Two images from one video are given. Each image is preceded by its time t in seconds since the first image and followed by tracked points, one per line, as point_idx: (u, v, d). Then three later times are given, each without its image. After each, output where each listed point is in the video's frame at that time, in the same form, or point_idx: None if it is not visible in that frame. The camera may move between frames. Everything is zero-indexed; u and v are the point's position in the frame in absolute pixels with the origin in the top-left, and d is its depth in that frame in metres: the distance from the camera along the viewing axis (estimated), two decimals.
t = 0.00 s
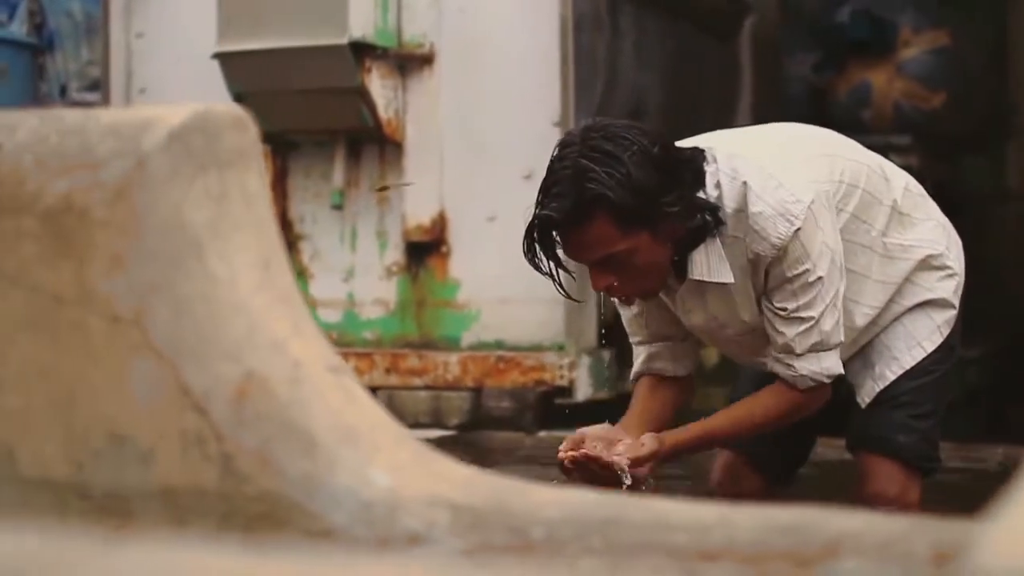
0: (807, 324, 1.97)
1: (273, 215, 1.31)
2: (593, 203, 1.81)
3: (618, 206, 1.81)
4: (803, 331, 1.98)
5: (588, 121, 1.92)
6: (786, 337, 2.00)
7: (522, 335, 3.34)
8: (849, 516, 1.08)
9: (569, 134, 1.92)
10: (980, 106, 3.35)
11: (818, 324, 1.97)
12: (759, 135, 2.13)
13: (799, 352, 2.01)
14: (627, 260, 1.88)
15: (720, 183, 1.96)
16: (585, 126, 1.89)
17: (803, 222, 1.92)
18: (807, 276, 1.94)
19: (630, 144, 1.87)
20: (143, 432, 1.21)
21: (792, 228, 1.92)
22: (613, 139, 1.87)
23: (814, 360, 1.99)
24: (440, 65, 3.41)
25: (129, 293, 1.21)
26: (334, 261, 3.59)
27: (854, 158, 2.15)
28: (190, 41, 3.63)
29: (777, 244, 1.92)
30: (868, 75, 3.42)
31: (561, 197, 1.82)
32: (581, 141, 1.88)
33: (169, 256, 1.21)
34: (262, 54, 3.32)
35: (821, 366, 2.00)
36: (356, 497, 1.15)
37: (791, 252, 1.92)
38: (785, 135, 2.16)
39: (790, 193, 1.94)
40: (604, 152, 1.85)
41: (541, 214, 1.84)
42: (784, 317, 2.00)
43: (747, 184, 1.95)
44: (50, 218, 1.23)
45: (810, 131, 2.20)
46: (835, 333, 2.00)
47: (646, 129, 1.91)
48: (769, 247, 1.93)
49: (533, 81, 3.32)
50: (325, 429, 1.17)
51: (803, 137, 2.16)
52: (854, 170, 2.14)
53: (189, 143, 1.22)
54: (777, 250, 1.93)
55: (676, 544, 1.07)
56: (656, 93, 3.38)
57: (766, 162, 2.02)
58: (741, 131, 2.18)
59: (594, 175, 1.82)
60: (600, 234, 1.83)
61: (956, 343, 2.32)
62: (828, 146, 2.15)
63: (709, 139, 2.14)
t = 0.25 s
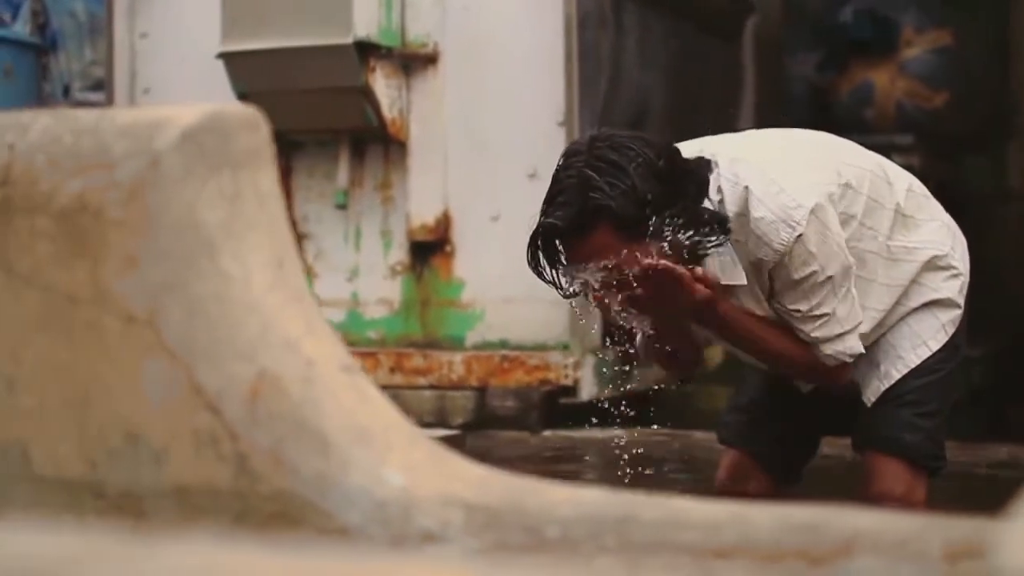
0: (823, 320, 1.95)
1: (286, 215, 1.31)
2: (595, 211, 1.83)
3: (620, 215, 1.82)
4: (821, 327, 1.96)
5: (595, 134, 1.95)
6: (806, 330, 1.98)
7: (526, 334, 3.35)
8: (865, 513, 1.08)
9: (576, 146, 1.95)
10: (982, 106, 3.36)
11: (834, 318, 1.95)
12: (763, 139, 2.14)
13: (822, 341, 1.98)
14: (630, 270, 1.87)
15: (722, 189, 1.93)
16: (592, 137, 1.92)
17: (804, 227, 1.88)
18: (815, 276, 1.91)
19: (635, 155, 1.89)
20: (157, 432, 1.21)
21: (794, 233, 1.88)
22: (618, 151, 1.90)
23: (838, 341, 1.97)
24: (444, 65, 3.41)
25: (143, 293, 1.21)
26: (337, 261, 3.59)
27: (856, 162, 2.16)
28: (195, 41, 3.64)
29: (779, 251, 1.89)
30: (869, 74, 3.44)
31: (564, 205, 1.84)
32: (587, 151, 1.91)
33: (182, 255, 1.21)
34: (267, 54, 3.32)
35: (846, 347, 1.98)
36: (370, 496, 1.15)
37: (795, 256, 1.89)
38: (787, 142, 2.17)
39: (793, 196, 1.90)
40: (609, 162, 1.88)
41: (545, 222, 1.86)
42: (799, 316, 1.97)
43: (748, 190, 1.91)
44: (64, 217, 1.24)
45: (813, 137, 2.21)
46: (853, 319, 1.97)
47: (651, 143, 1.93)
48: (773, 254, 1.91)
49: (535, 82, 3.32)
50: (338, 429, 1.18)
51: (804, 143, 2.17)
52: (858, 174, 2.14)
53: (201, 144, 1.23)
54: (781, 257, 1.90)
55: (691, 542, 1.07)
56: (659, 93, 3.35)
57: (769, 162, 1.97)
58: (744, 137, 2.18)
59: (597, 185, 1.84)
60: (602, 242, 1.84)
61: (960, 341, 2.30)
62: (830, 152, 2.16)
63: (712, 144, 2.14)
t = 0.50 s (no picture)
0: (849, 309, 1.96)
1: (301, 217, 1.32)
2: (603, 207, 1.81)
3: (627, 212, 1.81)
4: (847, 316, 1.97)
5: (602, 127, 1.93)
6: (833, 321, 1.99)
7: (531, 334, 3.36)
8: (879, 514, 1.10)
9: (582, 139, 1.92)
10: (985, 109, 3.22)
11: (861, 306, 1.95)
12: (765, 136, 2.07)
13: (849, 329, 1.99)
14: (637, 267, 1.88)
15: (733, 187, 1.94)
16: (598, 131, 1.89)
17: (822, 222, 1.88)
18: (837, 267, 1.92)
19: (642, 149, 1.87)
20: (174, 431, 1.21)
21: (811, 229, 1.88)
22: (625, 145, 1.87)
23: (865, 328, 1.98)
24: (450, 64, 3.44)
25: (160, 292, 1.22)
26: (342, 260, 3.60)
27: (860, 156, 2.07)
28: (199, 41, 3.64)
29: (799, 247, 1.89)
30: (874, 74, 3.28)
31: (571, 201, 1.83)
32: (593, 146, 1.88)
33: (199, 254, 1.21)
34: (272, 53, 3.32)
35: (872, 332, 1.98)
36: (388, 495, 1.15)
37: (815, 251, 1.90)
38: (790, 138, 2.07)
39: (807, 191, 1.90)
40: (616, 157, 1.86)
41: (551, 218, 1.85)
42: (826, 309, 1.98)
43: (761, 189, 1.92)
44: (81, 217, 1.24)
45: (816, 132, 2.12)
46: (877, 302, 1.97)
47: (658, 136, 1.91)
48: (792, 250, 1.91)
49: (541, 82, 3.37)
50: (355, 429, 1.18)
51: (808, 139, 2.08)
52: (863, 168, 2.05)
53: (219, 143, 1.23)
54: (800, 253, 1.90)
55: (707, 541, 1.08)
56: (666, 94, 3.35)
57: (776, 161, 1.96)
58: (747, 133, 2.10)
59: (604, 180, 1.82)
60: (610, 239, 1.83)
61: (965, 340, 2.21)
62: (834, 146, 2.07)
63: (716, 141, 2.08)
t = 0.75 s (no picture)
0: (836, 302, 1.90)
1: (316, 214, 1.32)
2: (615, 221, 1.79)
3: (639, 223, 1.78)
4: (833, 309, 1.91)
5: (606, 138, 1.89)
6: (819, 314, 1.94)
7: (537, 333, 3.36)
8: (896, 510, 1.10)
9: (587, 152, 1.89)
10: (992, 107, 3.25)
11: (850, 302, 1.90)
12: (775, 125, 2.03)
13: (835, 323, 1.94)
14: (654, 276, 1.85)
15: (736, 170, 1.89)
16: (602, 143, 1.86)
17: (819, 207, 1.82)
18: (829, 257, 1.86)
19: (648, 157, 1.83)
20: (191, 430, 1.22)
21: (809, 213, 1.83)
22: (630, 155, 1.84)
23: (852, 326, 1.92)
24: (455, 64, 3.43)
25: (178, 291, 1.22)
26: (347, 260, 3.60)
27: (870, 151, 2.05)
28: (205, 39, 3.64)
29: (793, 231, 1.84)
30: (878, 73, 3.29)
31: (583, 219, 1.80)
32: (599, 159, 1.85)
33: (216, 253, 1.22)
34: (278, 52, 3.32)
35: (859, 331, 1.93)
36: (406, 493, 1.15)
37: (810, 237, 1.84)
38: (798, 128, 2.03)
39: (809, 176, 1.85)
40: (622, 168, 1.82)
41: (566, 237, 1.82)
42: (813, 299, 1.93)
43: (763, 172, 1.86)
44: (97, 216, 1.24)
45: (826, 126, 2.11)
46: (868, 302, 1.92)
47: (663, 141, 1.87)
48: (787, 234, 1.86)
49: (546, 81, 3.36)
50: (372, 426, 1.18)
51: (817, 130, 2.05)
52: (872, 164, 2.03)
53: (235, 141, 1.23)
54: (795, 238, 1.85)
55: (725, 538, 1.08)
56: (670, 95, 3.34)
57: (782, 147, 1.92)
58: (756, 125, 2.07)
59: (613, 193, 1.79)
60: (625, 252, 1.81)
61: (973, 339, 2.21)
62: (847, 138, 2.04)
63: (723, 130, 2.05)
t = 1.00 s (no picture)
0: (828, 298, 1.82)
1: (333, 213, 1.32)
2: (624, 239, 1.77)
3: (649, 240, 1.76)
4: (824, 306, 1.83)
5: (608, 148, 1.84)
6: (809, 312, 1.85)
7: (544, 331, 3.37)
8: (913, 508, 1.11)
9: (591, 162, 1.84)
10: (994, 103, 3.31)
11: (842, 300, 1.82)
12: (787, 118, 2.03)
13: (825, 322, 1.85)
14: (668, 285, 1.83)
15: (746, 160, 1.86)
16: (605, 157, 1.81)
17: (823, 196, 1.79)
18: (825, 249, 1.80)
19: (651, 170, 1.78)
20: (208, 428, 1.22)
21: (812, 203, 1.79)
22: (633, 168, 1.79)
23: (843, 326, 1.83)
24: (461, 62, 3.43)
25: (196, 290, 1.22)
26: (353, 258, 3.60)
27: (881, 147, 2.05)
28: (211, 38, 3.64)
29: (795, 219, 1.80)
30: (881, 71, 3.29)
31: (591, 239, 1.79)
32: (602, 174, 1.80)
33: (234, 251, 1.22)
34: (284, 50, 3.32)
35: (850, 332, 1.84)
36: (423, 490, 1.16)
37: (810, 226, 1.80)
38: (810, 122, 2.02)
39: (817, 167, 1.83)
40: (625, 184, 1.78)
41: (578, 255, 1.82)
42: (805, 295, 1.85)
43: (771, 162, 1.84)
44: (115, 215, 1.25)
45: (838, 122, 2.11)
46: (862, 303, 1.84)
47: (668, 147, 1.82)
48: (788, 223, 1.81)
49: (552, 78, 3.35)
50: (389, 425, 1.18)
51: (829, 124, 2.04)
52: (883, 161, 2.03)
53: (253, 140, 1.24)
54: (795, 226, 1.80)
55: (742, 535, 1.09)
56: (674, 93, 3.42)
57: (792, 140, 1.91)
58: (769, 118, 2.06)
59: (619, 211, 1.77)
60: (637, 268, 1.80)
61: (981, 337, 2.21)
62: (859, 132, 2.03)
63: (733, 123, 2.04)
